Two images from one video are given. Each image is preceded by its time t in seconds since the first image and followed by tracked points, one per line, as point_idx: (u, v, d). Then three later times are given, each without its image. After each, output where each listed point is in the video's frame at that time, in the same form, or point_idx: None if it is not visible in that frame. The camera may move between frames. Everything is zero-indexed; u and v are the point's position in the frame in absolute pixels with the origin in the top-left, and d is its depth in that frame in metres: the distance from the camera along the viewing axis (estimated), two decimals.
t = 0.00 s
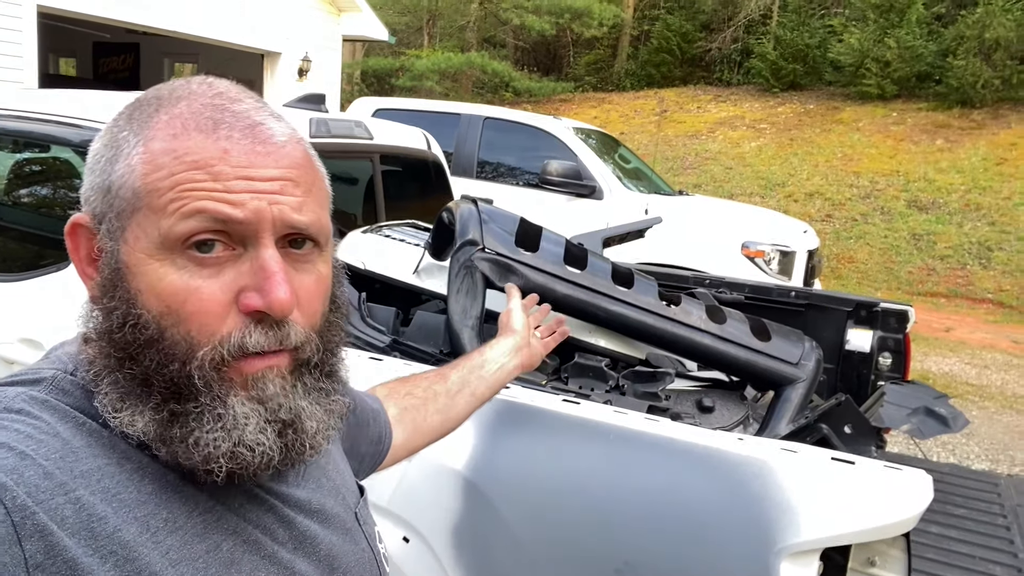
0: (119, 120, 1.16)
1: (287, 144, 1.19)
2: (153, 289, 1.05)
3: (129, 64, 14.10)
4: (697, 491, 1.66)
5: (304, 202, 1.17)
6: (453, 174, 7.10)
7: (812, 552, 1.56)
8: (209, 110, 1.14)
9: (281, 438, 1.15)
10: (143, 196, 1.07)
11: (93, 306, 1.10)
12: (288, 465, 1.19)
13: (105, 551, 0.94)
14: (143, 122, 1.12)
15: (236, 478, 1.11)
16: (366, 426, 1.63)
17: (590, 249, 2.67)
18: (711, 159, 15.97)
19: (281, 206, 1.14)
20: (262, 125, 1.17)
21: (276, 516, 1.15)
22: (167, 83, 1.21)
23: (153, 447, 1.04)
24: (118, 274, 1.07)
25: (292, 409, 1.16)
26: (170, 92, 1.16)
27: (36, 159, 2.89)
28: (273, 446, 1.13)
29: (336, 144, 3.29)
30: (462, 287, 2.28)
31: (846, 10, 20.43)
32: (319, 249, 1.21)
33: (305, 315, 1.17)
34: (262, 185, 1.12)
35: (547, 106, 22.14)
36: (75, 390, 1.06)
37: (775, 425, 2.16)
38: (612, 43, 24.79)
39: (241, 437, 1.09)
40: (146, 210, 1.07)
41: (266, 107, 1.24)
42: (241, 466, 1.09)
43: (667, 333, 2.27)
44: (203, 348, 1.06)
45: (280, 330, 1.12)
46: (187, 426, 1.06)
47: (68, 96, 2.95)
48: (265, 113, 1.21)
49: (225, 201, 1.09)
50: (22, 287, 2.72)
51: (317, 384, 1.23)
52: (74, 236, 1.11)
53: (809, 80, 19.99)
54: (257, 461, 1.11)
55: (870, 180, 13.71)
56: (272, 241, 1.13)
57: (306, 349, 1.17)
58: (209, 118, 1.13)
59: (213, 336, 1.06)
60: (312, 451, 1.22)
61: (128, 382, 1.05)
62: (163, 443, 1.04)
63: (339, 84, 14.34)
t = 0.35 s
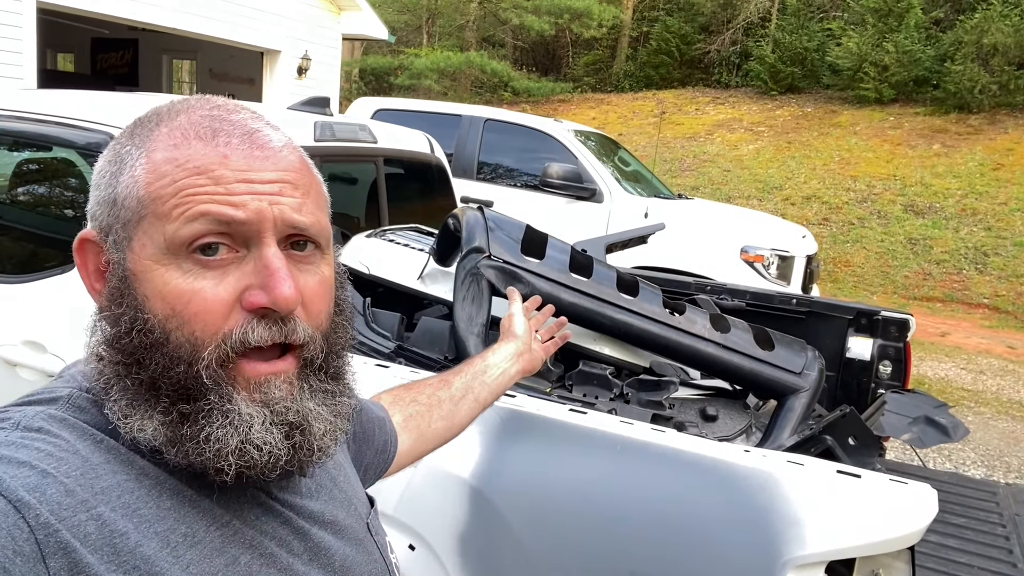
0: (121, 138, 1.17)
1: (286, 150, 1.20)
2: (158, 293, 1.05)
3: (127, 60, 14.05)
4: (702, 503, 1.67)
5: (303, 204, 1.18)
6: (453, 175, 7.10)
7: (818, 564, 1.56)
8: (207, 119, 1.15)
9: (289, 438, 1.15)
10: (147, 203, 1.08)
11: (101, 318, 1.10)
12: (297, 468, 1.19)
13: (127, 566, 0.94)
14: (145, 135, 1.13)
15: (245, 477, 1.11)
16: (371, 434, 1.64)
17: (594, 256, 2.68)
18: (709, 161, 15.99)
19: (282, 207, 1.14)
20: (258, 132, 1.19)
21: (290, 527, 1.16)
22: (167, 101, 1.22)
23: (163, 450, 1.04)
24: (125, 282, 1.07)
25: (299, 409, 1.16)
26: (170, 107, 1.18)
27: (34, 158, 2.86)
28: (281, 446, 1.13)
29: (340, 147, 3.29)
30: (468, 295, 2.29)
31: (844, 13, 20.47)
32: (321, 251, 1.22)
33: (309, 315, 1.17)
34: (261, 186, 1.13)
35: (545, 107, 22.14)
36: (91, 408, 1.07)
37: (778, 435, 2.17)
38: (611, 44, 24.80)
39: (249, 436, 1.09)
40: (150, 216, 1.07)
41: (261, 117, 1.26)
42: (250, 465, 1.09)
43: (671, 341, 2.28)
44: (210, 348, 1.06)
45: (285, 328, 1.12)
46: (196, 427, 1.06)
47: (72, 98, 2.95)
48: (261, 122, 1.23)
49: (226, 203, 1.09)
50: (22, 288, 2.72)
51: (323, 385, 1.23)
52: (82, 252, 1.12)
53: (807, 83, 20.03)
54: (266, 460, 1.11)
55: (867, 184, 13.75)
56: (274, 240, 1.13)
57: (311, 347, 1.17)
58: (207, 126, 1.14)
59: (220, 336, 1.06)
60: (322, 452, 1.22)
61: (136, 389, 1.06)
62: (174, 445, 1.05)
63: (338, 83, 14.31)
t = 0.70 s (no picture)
0: (128, 133, 1.17)
1: (290, 145, 1.21)
2: (165, 287, 1.06)
3: (131, 54, 14.05)
4: (705, 504, 1.68)
5: (308, 199, 1.18)
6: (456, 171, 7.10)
7: (820, 565, 1.56)
8: (213, 115, 1.16)
9: (296, 429, 1.15)
10: (154, 199, 1.08)
11: (108, 312, 1.11)
12: (305, 460, 1.18)
13: (132, 563, 0.94)
14: (151, 131, 1.13)
15: (253, 469, 1.11)
16: (377, 436, 1.64)
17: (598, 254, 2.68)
18: (712, 160, 15.98)
19: (287, 201, 1.14)
20: (263, 127, 1.19)
21: (296, 527, 1.15)
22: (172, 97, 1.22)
23: (171, 442, 1.04)
24: (133, 277, 1.07)
25: (305, 401, 1.16)
26: (175, 104, 1.18)
27: (39, 152, 2.87)
28: (289, 437, 1.13)
29: (345, 143, 3.28)
30: (472, 293, 2.29)
31: (849, 13, 20.44)
32: (325, 245, 1.22)
33: (315, 308, 1.18)
34: (267, 181, 1.13)
35: (548, 104, 22.11)
36: (99, 403, 1.07)
37: (781, 435, 2.17)
38: (614, 41, 24.77)
39: (256, 426, 1.09)
40: (156, 212, 1.08)
41: (264, 112, 1.26)
42: (257, 455, 1.09)
43: (675, 341, 2.28)
44: (216, 341, 1.06)
45: (291, 320, 1.12)
46: (204, 419, 1.06)
47: (76, 92, 2.95)
48: (265, 118, 1.23)
49: (232, 198, 1.10)
50: (25, 282, 2.72)
51: (330, 377, 1.23)
52: (90, 249, 1.12)
53: (810, 82, 19.99)
54: (273, 451, 1.10)
55: (870, 184, 13.74)
56: (280, 234, 1.13)
57: (318, 340, 1.17)
58: (212, 122, 1.15)
59: (225, 329, 1.06)
60: (329, 444, 1.22)
61: (144, 382, 1.06)
62: (182, 437, 1.05)
63: (341, 79, 14.30)
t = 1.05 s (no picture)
0: (162, 113, 1.16)
1: (327, 144, 1.19)
2: (186, 277, 1.05)
3: (139, 48, 14.06)
4: (714, 499, 1.66)
5: (339, 201, 1.17)
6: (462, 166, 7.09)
7: (827, 560, 1.54)
8: (253, 107, 1.14)
9: (310, 425, 1.14)
10: (184, 186, 1.07)
11: (127, 295, 1.10)
12: (315, 457, 1.18)
13: (128, 554, 0.92)
14: (187, 116, 1.12)
15: (262, 463, 1.11)
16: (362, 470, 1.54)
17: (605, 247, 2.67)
18: (719, 156, 15.92)
19: (318, 203, 1.13)
20: (303, 124, 1.17)
21: (300, 520, 1.15)
22: (213, 80, 1.20)
23: (181, 434, 1.04)
24: (155, 263, 1.06)
25: (323, 398, 1.15)
26: (214, 89, 1.16)
27: (47, 144, 2.87)
28: (303, 436, 1.13)
29: (352, 136, 3.27)
30: (478, 285, 2.28)
31: (859, 9, 20.31)
32: (353, 246, 1.21)
33: (338, 308, 1.17)
34: (302, 182, 1.12)
35: (556, 100, 22.05)
36: (106, 390, 1.06)
37: (788, 430, 2.16)
38: (622, 37, 24.69)
39: (270, 425, 1.08)
40: (185, 200, 1.07)
41: (305, 106, 1.24)
42: (269, 450, 1.08)
43: (681, 334, 2.27)
44: (236, 337, 1.05)
45: (311, 322, 1.11)
46: (216, 411, 1.05)
47: (83, 83, 2.94)
48: (306, 112, 1.21)
49: (265, 196, 1.09)
50: (32, 273, 2.73)
51: (348, 378, 1.23)
52: (114, 226, 1.11)
53: (819, 78, 19.88)
54: (284, 446, 1.10)
55: (879, 181, 13.66)
56: (308, 235, 1.12)
57: (338, 341, 1.17)
58: (252, 115, 1.13)
59: (245, 325, 1.06)
60: (342, 442, 1.21)
61: (161, 371, 1.05)
62: (193, 429, 1.04)
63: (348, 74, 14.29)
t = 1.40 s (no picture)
0: (175, 113, 1.17)
1: (338, 142, 1.19)
2: (198, 278, 1.04)
3: (145, 48, 14.09)
4: (720, 502, 1.65)
5: (350, 199, 1.17)
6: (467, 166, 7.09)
7: (835, 562, 1.53)
8: (265, 105, 1.14)
9: (317, 434, 1.14)
10: (196, 183, 1.07)
11: (139, 296, 1.10)
12: (323, 461, 1.17)
13: (133, 557, 0.92)
14: (200, 115, 1.12)
15: (269, 472, 1.10)
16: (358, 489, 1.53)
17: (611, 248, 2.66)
18: (724, 157, 15.89)
19: (328, 200, 1.13)
20: (313, 122, 1.17)
21: (305, 522, 1.14)
22: (226, 81, 1.22)
23: (190, 434, 1.04)
24: (166, 261, 1.06)
25: (329, 406, 1.14)
26: (227, 89, 1.17)
27: (53, 143, 2.86)
28: (309, 441, 1.12)
29: (358, 136, 3.27)
30: (484, 285, 2.27)
31: (864, 9, 20.27)
32: (362, 247, 1.20)
33: (347, 311, 1.16)
34: (312, 178, 1.11)
35: (560, 100, 22.04)
36: (112, 391, 1.05)
37: (794, 431, 2.14)
38: (627, 38, 24.67)
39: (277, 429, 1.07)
40: (197, 198, 1.06)
41: (317, 105, 1.24)
42: (274, 462, 1.07)
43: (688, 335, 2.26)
44: (245, 337, 1.04)
45: (322, 324, 1.10)
46: (225, 419, 1.05)
47: (89, 83, 2.94)
48: (317, 111, 1.21)
49: (275, 192, 1.08)
50: (40, 273, 2.73)
51: (353, 384, 1.21)
52: (126, 226, 1.12)
53: (825, 79, 19.83)
54: (290, 460, 1.10)
55: (884, 182, 13.62)
56: (317, 233, 1.11)
57: (346, 345, 1.15)
58: (263, 112, 1.13)
59: (254, 325, 1.04)
60: (346, 449, 1.21)
61: (171, 371, 1.05)
62: (201, 430, 1.04)
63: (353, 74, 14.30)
